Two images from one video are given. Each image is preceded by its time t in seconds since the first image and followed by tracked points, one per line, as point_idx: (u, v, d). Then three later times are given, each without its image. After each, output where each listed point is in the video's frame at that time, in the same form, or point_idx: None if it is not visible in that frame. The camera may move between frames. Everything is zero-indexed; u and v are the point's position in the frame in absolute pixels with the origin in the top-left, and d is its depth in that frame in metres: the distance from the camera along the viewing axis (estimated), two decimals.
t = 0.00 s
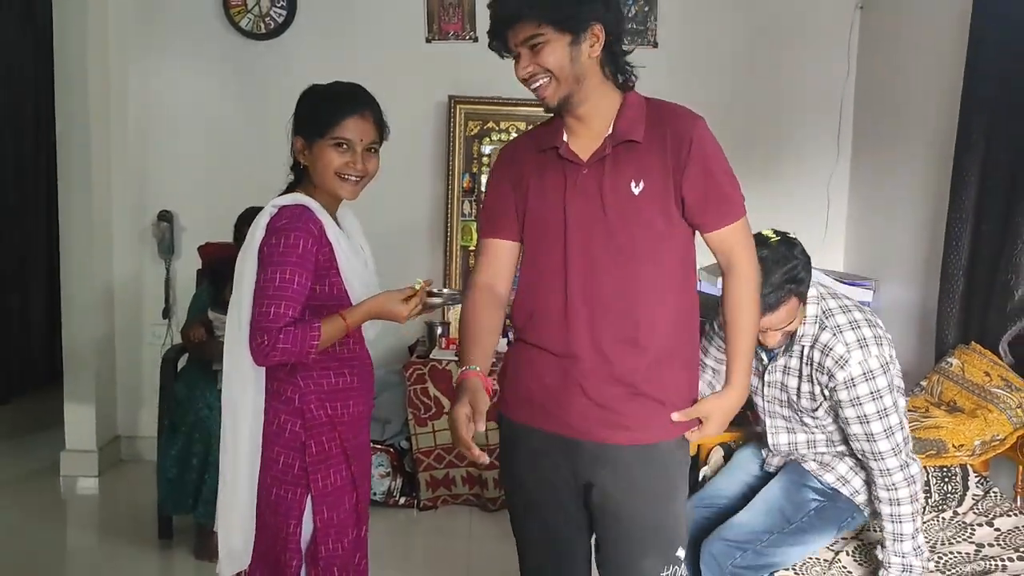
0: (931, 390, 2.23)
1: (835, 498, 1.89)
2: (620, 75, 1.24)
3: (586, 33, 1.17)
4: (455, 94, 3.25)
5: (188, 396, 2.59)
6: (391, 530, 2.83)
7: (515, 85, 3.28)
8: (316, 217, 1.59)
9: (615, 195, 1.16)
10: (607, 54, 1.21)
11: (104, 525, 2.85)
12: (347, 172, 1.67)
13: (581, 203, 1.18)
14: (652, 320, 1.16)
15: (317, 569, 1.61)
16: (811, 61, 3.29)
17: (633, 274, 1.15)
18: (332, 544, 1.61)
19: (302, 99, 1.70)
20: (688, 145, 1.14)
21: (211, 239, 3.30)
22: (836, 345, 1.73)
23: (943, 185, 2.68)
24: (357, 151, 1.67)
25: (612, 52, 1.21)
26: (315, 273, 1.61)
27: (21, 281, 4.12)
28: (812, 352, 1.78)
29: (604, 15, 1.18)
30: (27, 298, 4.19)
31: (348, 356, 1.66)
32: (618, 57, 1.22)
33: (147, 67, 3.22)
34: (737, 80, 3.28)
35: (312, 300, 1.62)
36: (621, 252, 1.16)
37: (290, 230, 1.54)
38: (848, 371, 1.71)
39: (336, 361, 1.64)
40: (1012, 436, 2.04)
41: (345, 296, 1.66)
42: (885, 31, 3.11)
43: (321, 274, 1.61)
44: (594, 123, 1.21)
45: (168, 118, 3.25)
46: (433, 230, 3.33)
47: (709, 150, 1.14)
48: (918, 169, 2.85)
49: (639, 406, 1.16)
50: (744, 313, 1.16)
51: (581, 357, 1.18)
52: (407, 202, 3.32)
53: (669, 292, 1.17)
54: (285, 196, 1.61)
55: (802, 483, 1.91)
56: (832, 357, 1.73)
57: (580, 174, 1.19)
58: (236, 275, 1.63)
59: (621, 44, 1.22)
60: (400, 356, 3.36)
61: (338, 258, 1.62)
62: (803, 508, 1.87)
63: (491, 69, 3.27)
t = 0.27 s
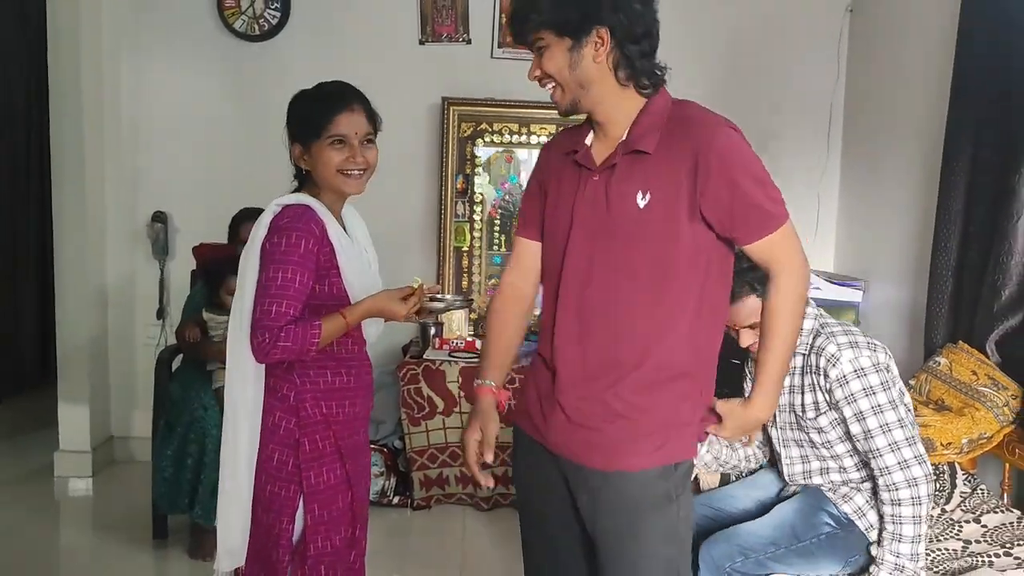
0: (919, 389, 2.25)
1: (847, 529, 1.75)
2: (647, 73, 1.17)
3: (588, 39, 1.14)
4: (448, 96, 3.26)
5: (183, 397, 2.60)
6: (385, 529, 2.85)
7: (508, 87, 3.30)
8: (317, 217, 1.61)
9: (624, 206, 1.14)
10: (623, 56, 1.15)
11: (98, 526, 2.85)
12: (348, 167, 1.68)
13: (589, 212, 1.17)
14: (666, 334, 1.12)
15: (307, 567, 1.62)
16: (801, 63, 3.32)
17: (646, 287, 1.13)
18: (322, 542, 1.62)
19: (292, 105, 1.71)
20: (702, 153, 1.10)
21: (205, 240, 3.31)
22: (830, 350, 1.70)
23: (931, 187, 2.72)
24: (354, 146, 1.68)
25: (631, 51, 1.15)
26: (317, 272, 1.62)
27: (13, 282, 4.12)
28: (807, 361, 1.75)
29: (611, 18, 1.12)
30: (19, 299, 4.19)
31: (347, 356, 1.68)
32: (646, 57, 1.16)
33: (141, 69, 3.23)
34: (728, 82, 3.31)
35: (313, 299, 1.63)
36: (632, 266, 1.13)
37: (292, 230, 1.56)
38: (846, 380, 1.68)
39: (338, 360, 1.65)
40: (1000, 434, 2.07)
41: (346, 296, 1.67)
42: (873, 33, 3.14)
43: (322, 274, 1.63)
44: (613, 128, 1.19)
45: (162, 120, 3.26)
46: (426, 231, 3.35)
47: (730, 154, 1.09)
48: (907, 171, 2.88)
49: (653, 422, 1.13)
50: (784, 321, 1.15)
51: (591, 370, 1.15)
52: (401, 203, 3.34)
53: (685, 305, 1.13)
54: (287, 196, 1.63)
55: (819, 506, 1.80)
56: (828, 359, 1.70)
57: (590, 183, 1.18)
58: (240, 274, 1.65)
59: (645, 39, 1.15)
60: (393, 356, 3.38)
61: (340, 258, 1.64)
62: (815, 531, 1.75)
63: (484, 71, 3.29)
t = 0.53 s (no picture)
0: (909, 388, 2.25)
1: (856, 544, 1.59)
2: (685, 66, 1.06)
3: (618, 30, 1.05)
4: (439, 97, 3.28)
5: (174, 398, 2.60)
6: (377, 530, 2.85)
7: (499, 89, 3.31)
8: (309, 218, 1.61)
9: (647, 219, 1.05)
10: (657, 49, 1.04)
11: (89, 528, 2.85)
12: (350, 157, 1.69)
13: (620, 226, 1.10)
14: (693, 361, 1.03)
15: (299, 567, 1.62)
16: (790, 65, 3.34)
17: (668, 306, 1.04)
18: (315, 542, 1.61)
19: (283, 108, 1.72)
20: (723, 161, 0.97)
21: (196, 241, 3.31)
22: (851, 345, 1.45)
23: (919, 188, 2.74)
24: (354, 136, 1.70)
25: (665, 43, 1.04)
26: (310, 273, 1.63)
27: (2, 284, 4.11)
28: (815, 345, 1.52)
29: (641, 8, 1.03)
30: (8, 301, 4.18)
31: (342, 357, 1.67)
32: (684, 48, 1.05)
33: (131, 70, 3.23)
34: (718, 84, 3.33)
35: (307, 300, 1.64)
36: (655, 286, 1.04)
37: (283, 230, 1.56)
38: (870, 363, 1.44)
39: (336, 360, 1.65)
40: (986, 432, 2.05)
41: (340, 296, 1.67)
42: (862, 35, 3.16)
43: (316, 275, 1.63)
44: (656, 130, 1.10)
45: (153, 121, 3.25)
46: (417, 232, 3.36)
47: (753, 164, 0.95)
48: (895, 172, 2.90)
49: (677, 453, 1.05)
50: (820, 355, 0.97)
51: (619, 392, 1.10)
52: (392, 204, 3.34)
53: (716, 331, 1.03)
54: (279, 198, 1.64)
55: (823, 514, 1.67)
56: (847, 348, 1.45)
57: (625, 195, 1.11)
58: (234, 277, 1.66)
59: (683, 27, 1.03)
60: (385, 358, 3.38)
61: (332, 259, 1.64)
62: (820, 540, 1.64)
63: (475, 73, 3.30)
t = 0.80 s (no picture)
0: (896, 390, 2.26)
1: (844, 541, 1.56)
2: (692, 61, 1.02)
3: (624, 26, 1.04)
4: (429, 101, 3.28)
5: (163, 402, 2.60)
6: (368, 534, 2.85)
7: (489, 92, 3.32)
8: (291, 222, 1.61)
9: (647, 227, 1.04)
10: (661, 45, 1.02)
11: (78, 532, 2.84)
12: (336, 160, 1.69)
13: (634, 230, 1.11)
14: (678, 375, 1.02)
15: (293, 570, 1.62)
16: (778, 70, 3.36)
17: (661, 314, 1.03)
18: (308, 545, 1.62)
19: (278, 111, 1.74)
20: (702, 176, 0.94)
21: (186, 244, 3.31)
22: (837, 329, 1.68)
23: (906, 192, 2.75)
24: (344, 140, 1.71)
25: (668, 38, 1.01)
26: (294, 276, 1.63)
27: None
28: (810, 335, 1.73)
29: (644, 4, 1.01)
30: None
31: (332, 360, 1.67)
32: (690, 43, 1.01)
33: (121, 74, 3.22)
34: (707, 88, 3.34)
35: (292, 303, 1.64)
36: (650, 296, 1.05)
37: (266, 235, 1.57)
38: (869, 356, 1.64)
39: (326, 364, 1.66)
40: (972, 434, 2.06)
41: (327, 298, 1.67)
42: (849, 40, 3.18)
43: (301, 278, 1.63)
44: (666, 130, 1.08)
45: (142, 125, 3.25)
46: (407, 236, 3.37)
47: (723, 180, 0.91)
48: (882, 176, 2.92)
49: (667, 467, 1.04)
50: (782, 396, 0.89)
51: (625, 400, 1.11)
52: (383, 208, 3.35)
53: (704, 347, 1.01)
54: (261, 204, 1.64)
55: (812, 523, 1.55)
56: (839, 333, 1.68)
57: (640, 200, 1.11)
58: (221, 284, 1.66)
59: (689, 21, 1.00)
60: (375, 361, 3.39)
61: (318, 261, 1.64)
62: (811, 549, 1.51)
63: (466, 77, 3.31)
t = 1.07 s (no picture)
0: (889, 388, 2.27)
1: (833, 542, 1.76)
2: (695, 62, 1.03)
3: (629, 26, 1.05)
4: (420, 104, 3.28)
5: (154, 405, 2.59)
6: (360, 536, 2.85)
7: (480, 95, 3.33)
8: (276, 225, 1.62)
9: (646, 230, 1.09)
10: (664, 48, 1.03)
11: (67, 536, 2.83)
12: (321, 169, 1.70)
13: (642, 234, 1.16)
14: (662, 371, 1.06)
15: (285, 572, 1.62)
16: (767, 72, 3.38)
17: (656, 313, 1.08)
18: (301, 547, 1.61)
19: (268, 113, 1.74)
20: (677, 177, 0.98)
21: (176, 247, 3.30)
22: (816, 344, 1.82)
23: (895, 195, 2.77)
24: (332, 151, 1.72)
25: (671, 39, 1.02)
26: (279, 280, 1.63)
27: None
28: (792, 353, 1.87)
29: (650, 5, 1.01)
30: None
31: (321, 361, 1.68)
32: (693, 44, 1.02)
33: (111, 76, 3.22)
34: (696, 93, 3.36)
35: (279, 307, 1.64)
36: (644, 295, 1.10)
37: (250, 239, 1.57)
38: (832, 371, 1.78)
39: (317, 366, 1.66)
40: (960, 435, 2.10)
41: (313, 300, 1.67)
42: (838, 43, 3.20)
43: (287, 281, 1.64)
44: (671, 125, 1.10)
45: (133, 127, 3.25)
46: (398, 238, 3.37)
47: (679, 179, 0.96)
48: (870, 178, 2.94)
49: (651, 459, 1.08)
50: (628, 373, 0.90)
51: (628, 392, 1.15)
52: (374, 210, 3.35)
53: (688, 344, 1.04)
54: (246, 208, 1.64)
55: (801, 525, 1.75)
56: (815, 348, 1.81)
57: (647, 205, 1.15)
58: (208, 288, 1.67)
59: (694, 22, 1.01)
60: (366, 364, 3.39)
61: (305, 264, 1.64)
62: (799, 548, 1.71)
63: (457, 79, 3.32)
